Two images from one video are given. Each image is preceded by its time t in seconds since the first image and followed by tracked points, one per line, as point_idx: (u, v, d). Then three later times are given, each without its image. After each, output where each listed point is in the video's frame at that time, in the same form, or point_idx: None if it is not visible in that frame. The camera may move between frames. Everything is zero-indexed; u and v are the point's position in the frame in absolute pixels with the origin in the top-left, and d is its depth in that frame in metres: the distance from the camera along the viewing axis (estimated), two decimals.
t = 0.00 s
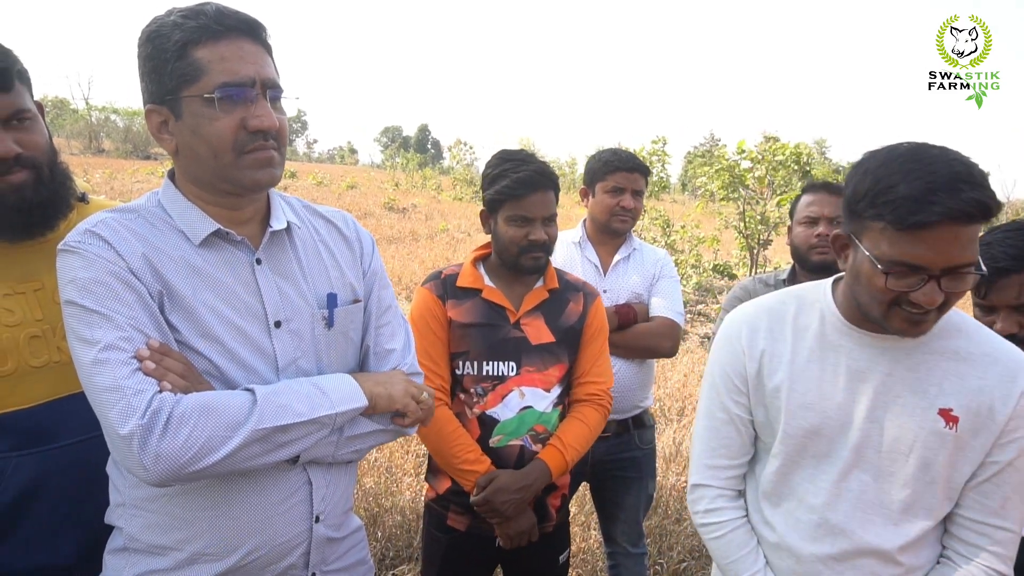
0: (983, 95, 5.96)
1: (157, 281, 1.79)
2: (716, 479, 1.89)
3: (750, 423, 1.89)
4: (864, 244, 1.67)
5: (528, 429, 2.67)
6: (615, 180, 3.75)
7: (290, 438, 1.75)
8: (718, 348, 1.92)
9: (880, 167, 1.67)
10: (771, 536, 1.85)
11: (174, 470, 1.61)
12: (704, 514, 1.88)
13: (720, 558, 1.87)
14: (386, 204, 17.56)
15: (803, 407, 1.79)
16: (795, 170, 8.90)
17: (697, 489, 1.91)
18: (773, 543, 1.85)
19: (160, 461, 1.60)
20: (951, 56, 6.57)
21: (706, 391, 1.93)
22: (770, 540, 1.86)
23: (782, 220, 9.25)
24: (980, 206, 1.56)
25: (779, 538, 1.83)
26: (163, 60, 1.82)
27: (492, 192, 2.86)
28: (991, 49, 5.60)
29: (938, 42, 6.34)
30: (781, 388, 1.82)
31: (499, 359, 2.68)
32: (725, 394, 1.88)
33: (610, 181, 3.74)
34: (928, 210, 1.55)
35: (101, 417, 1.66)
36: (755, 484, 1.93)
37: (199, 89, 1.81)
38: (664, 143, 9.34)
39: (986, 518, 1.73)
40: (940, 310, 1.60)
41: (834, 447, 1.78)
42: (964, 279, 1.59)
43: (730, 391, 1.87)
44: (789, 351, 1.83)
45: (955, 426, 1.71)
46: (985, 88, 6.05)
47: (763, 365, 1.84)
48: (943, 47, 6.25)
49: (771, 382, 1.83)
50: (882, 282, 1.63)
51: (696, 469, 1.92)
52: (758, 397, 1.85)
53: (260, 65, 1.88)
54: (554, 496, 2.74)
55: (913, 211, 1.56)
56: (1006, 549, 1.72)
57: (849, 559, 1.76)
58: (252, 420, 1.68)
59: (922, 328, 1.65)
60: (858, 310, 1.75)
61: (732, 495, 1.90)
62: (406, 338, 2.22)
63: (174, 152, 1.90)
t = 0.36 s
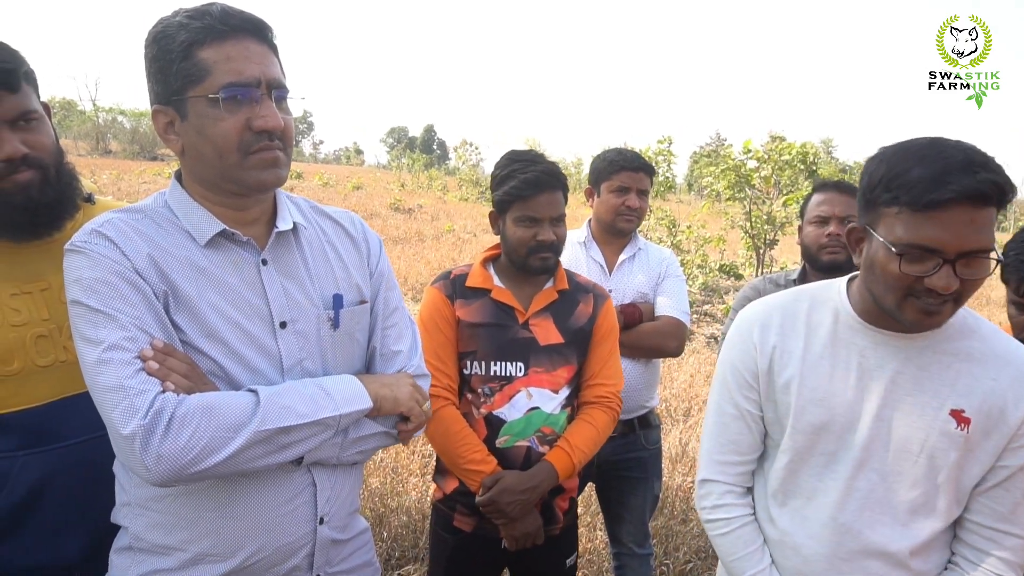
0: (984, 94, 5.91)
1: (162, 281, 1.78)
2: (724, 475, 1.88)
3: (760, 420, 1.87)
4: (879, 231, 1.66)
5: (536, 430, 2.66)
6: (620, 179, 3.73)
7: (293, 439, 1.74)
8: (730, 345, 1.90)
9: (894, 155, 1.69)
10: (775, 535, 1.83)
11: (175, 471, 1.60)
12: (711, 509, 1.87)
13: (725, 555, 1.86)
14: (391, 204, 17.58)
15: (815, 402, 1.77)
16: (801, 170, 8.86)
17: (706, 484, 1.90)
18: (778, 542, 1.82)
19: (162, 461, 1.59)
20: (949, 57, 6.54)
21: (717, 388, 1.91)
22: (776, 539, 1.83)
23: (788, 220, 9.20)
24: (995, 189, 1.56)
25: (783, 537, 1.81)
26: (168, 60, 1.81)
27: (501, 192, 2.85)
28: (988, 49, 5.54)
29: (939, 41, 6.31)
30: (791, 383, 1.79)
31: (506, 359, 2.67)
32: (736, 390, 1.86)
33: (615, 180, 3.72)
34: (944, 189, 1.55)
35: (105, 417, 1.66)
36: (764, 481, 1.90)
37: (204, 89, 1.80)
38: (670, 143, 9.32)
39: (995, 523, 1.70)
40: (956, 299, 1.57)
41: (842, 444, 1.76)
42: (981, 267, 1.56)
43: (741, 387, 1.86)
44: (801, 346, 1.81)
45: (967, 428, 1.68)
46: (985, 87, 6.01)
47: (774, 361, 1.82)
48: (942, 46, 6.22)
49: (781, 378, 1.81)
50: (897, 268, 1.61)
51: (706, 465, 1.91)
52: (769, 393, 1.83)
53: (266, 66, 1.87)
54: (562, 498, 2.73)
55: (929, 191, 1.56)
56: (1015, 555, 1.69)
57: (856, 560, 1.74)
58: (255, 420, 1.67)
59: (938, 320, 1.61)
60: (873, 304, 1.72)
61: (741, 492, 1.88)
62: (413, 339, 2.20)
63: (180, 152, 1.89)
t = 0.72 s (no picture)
0: (983, 94, 5.82)
1: (178, 286, 1.79)
2: (720, 481, 1.86)
3: (755, 423, 1.86)
4: (857, 216, 1.72)
5: (546, 434, 2.63)
6: (634, 183, 3.72)
7: (307, 444, 1.74)
8: (720, 350, 1.93)
9: (861, 148, 1.79)
10: (776, 539, 1.80)
11: (191, 476, 1.60)
12: (709, 517, 1.84)
13: (725, 564, 1.81)
14: (404, 209, 17.63)
15: (809, 398, 1.78)
16: (815, 172, 8.78)
17: (703, 493, 1.87)
18: (779, 546, 1.80)
19: (178, 465, 1.60)
20: (951, 57, 6.45)
21: (710, 393, 1.92)
22: (776, 543, 1.80)
23: (803, 223, 9.13)
24: (962, 159, 1.64)
25: (785, 540, 1.78)
26: (183, 67, 1.83)
27: (514, 197, 2.84)
28: (989, 49, 5.46)
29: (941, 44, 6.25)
30: (785, 381, 1.80)
31: (518, 363, 2.66)
32: (729, 393, 1.87)
33: (628, 184, 3.71)
34: (912, 162, 1.64)
35: (121, 422, 1.67)
36: (759, 487, 1.88)
37: (220, 95, 1.82)
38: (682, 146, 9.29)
39: (994, 514, 1.69)
40: (940, 271, 1.61)
41: (839, 441, 1.75)
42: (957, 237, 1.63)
43: (734, 390, 1.86)
44: (792, 346, 1.83)
45: (961, 416, 1.69)
46: (984, 87, 5.87)
47: (766, 361, 1.83)
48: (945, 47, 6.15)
49: (774, 377, 1.82)
50: (879, 246, 1.66)
51: (701, 472, 1.89)
52: (762, 394, 1.84)
53: (280, 71, 1.88)
54: (573, 504, 2.70)
55: (899, 166, 1.65)
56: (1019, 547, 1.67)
57: (862, 560, 1.71)
58: (270, 425, 1.67)
59: (925, 296, 1.64)
60: (860, 293, 1.74)
61: (738, 499, 1.85)
62: (427, 343, 2.20)
63: (195, 158, 1.90)
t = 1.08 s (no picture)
0: (984, 95, 5.80)
1: (181, 288, 1.79)
2: (670, 481, 1.89)
3: (702, 421, 1.90)
4: (781, 207, 1.85)
5: (542, 438, 2.64)
6: (636, 186, 3.71)
7: (311, 448, 1.74)
8: (666, 350, 1.96)
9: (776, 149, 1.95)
10: (725, 536, 1.84)
11: (194, 479, 1.60)
12: (659, 518, 1.86)
13: (677, 565, 1.84)
14: (407, 212, 17.61)
15: (755, 394, 1.82)
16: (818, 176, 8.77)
17: (652, 494, 1.89)
18: (730, 541, 1.83)
19: (181, 469, 1.59)
20: (947, 57, 6.43)
21: (658, 394, 1.94)
22: (727, 539, 1.84)
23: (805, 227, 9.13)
24: (865, 140, 1.80)
25: (736, 538, 1.83)
26: (188, 69, 1.84)
27: (512, 199, 2.84)
28: (989, 49, 5.48)
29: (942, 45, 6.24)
30: (731, 378, 1.85)
31: (515, 367, 2.67)
32: (677, 392, 1.90)
33: (630, 187, 3.71)
34: (818, 148, 1.79)
35: (123, 424, 1.67)
36: (706, 487, 1.92)
37: (224, 97, 1.82)
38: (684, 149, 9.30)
39: (930, 501, 1.80)
40: (860, 244, 1.73)
41: (784, 434, 1.80)
42: (869, 213, 1.76)
43: (683, 388, 1.89)
44: (737, 343, 1.88)
45: (900, 406, 1.77)
46: (986, 88, 5.86)
47: (713, 359, 1.88)
48: (945, 49, 6.14)
49: (721, 375, 1.86)
50: (802, 229, 1.78)
51: (650, 473, 1.91)
52: (709, 392, 1.88)
53: (284, 74, 1.88)
54: (571, 509, 2.71)
55: (807, 152, 1.80)
56: (950, 530, 1.80)
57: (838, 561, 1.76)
58: (274, 429, 1.67)
59: (852, 271, 1.73)
60: (793, 281, 1.83)
61: (687, 498, 1.89)
62: (429, 346, 2.20)
63: (199, 160, 1.91)
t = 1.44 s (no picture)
0: (985, 92, 5.75)
1: (181, 283, 1.77)
2: (627, 476, 1.91)
3: (661, 417, 1.92)
4: (741, 208, 1.86)
5: (538, 437, 2.62)
6: (638, 184, 3.65)
7: (311, 448, 1.72)
8: (629, 346, 1.98)
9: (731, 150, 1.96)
10: (680, 529, 1.85)
11: (192, 477, 1.58)
12: (615, 511, 1.89)
13: (633, 558, 1.86)
14: (411, 206, 17.57)
15: (711, 390, 1.82)
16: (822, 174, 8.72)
17: (610, 487, 1.92)
18: (684, 534, 1.84)
19: (178, 466, 1.58)
20: (949, 55, 6.39)
21: (618, 391, 1.96)
22: (682, 533, 1.85)
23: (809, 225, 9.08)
24: (819, 138, 1.82)
25: (689, 531, 1.83)
26: (191, 61, 1.81)
27: (507, 197, 2.81)
28: (990, 49, 5.42)
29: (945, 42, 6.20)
30: (689, 374, 1.86)
31: (510, 365, 2.65)
32: (636, 389, 1.92)
33: (633, 184, 3.65)
34: (773, 147, 1.81)
35: (121, 420, 1.65)
36: (665, 481, 1.93)
37: (226, 90, 1.79)
38: (688, 146, 9.28)
39: (884, 494, 1.78)
40: (822, 240, 1.74)
41: (740, 430, 1.80)
42: (828, 209, 1.77)
43: (642, 384, 1.91)
44: (696, 339, 1.88)
45: (854, 401, 1.76)
46: (990, 86, 5.81)
47: (671, 356, 1.89)
48: (948, 47, 6.09)
49: (679, 371, 1.87)
50: (764, 228, 1.78)
51: (608, 467, 1.93)
52: (668, 388, 1.89)
53: (288, 67, 1.86)
54: (567, 508, 2.69)
55: (763, 152, 1.82)
56: (905, 525, 1.78)
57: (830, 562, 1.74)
58: (274, 427, 1.65)
59: (817, 265, 1.74)
60: (756, 281, 1.83)
61: (645, 492, 1.91)
62: (432, 344, 2.18)
63: (200, 154, 1.88)
